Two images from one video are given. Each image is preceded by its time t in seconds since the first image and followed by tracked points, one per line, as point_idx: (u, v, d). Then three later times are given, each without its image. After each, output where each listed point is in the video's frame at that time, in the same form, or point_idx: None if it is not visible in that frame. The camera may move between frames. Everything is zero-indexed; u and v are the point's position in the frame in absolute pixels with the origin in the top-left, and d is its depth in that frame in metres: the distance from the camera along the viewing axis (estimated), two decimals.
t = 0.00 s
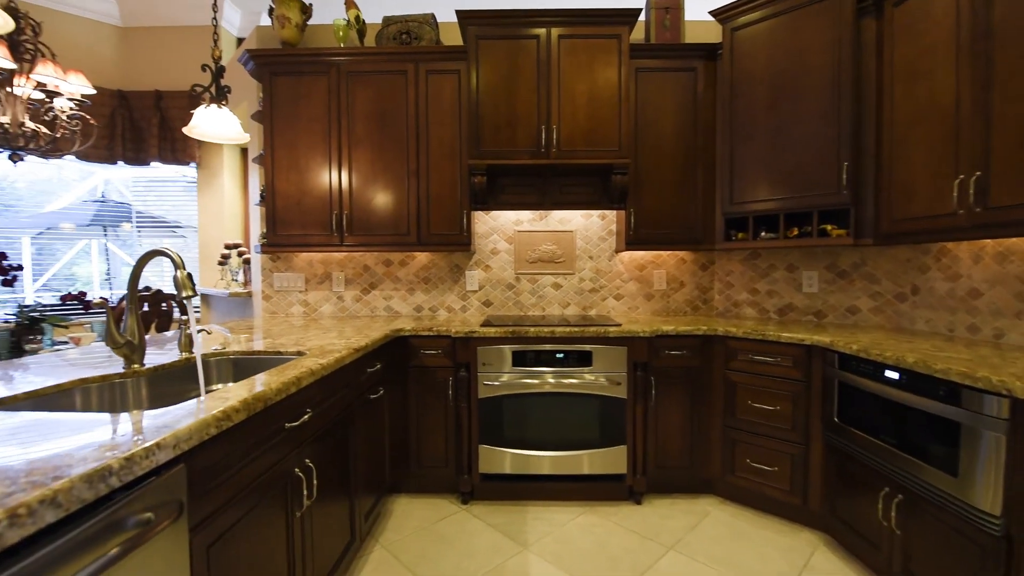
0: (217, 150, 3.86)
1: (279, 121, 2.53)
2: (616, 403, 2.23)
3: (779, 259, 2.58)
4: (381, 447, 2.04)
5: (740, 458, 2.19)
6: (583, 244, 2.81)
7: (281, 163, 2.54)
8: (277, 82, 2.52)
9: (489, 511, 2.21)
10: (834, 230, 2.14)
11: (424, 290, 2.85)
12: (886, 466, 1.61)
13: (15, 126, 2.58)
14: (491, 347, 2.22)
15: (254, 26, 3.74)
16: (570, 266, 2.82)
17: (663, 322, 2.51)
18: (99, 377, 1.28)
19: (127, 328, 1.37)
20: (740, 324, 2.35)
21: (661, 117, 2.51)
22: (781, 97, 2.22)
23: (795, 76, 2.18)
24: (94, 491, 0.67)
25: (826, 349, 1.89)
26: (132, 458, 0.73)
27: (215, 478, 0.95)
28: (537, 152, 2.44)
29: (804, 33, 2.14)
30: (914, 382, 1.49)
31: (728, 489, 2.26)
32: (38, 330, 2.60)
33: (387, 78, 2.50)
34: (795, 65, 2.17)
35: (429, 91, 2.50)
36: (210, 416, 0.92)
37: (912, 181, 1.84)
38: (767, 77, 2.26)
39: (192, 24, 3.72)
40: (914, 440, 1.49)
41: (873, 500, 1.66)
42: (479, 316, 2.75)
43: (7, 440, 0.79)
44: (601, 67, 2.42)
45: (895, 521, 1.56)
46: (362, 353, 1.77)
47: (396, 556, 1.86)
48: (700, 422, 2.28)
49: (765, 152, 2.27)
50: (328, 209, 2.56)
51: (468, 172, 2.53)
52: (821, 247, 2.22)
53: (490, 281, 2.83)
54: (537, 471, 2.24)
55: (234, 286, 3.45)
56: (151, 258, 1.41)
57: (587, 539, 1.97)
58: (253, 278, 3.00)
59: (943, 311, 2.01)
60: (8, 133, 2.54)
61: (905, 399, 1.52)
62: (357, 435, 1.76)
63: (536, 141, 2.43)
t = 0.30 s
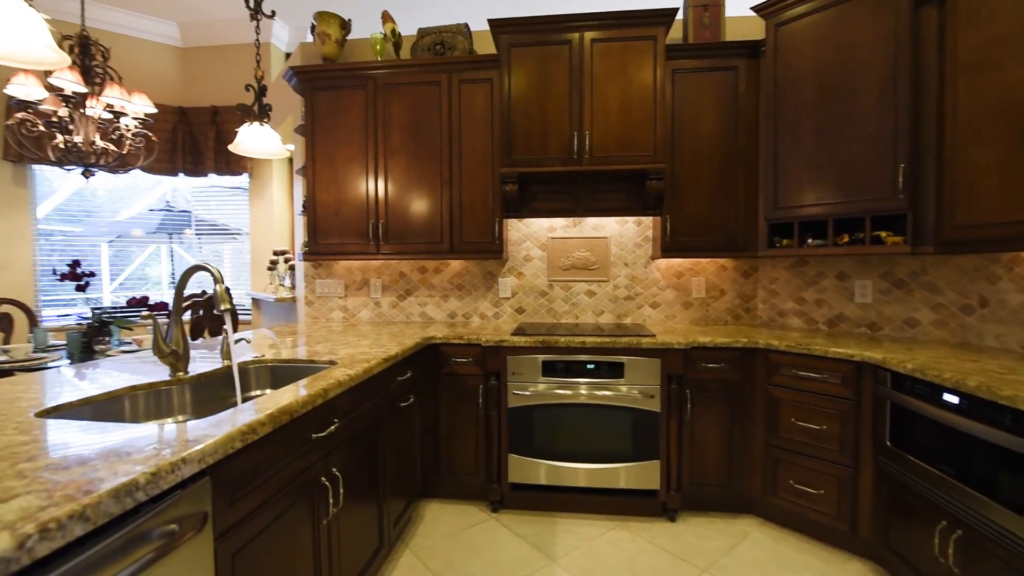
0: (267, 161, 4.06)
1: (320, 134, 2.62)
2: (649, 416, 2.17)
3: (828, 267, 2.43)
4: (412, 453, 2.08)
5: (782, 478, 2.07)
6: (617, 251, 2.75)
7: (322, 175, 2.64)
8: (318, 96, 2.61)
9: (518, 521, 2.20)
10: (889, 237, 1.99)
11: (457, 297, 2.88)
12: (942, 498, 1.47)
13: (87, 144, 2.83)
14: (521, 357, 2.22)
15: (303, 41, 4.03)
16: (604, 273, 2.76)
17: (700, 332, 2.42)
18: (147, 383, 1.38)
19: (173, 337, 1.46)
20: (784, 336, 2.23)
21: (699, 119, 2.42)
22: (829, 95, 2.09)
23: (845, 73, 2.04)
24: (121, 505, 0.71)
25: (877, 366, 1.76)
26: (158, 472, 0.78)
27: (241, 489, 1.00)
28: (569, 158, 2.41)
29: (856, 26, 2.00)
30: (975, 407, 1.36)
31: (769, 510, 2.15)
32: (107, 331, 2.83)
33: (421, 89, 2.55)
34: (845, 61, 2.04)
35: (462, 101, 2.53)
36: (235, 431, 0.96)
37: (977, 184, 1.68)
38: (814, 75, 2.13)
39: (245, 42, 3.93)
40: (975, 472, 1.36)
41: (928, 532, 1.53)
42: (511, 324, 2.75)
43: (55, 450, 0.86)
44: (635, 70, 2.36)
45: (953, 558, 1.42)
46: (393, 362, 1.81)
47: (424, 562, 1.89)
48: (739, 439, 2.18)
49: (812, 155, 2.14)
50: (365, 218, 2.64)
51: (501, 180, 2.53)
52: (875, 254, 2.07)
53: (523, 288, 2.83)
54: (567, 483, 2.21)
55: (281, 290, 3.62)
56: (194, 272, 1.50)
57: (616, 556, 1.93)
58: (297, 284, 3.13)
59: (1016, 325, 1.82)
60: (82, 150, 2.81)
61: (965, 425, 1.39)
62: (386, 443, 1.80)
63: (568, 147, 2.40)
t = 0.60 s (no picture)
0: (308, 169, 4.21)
1: (354, 144, 2.70)
2: (680, 429, 2.10)
3: (878, 274, 2.27)
4: (439, 459, 2.10)
5: (824, 499, 1.96)
6: (650, 256, 2.68)
7: (356, 184, 2.71)
8: (353, 107, 2.69)
9: (544, 530, 2.18)
10: (946, 243, 1.84)
11: (487, 303, 2.89)
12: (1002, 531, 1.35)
13: (144, 158, 3.04)
14: (548, 365, 2.20)
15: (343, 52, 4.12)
16: (636, 279, 2.70)
17: (737, 342, 2.32)
18: (186, 388, 1.46)
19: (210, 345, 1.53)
20: (827, 347, 2.10)
21: (735, 120, 2.32)
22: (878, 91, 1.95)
23: (896, 67, 1.90)
24: (143, 515, 0.75)
25: (930, 383, 1.63)
26: (180, 483, 0.81)
27: (263, 497, 1.03)
28: (599, 163, 2.37)
29: (909, 16, 1.86)
30: None
31: (810, 532, 2.03)
32: (162, 333, 3.00)
33: (451, 97, 2.57)
34: (895, 54, 1.90)
35: (491, 108, 2.53)
36: (256, 441, 0.99)
37: None
38: (861, 69, 2.00)
39: (288, 55, 4.09)
40: None
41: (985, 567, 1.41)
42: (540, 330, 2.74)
43: (92, 456, 0.91)
44: (668, 71, 2.29)
45: None
46: (419, 370, 1.83)
47: (448, 568, 1.90)
48: (777, 455, 2.07)
49: (858, 155, 2.01)
50: (397, 225, 2.69)
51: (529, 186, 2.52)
52: (929, 261, 1.92)
53: (553, 294, 2.80)
54: (594, 494, 2.18)
55: (320, 294, 3.75)
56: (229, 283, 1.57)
57: (642, 572, 1.88)
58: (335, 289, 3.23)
59: None
60: (139, 164, 3.01)
61: None
62: (411, 449, 1.83)
63: (598, 152, 2.36)
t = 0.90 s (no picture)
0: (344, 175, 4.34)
1: (383, 152, 2.76)
2: (708, 442, 2.03)
3: (928, 281, 2.12)
4: (461, 465, 2.12)
5: (864, 521, 1.85)
6: (679, 261, 2.60)
7: (385, 191, 2.77)
8: (382, 116, 2.75)
9: (566, 540, 2.16)
10: (1003, 250, 1.70)
11: (513, 308, 2.88)
12: None
13: (191, 169, 3.21)
14: (571, 373, 2.17)
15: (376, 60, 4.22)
16: (665, 285, 2.63)
17: (770, 352, 2.22)
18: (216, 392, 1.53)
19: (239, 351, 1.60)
20: (869, 360, 1.98)
21: (769, 120, 2.23)
22: (925, 86, 1.82)
23: (946, 59, 1.77)
24: (157, 520, 0.79)
25: (981, 403, 1.50)
26: (193, 490, 0.85)
27: (278, 502, 1.07)
28: (624, 168, 2.32)
29: (961, 4, 1.72)
30: None
31: (847, 555, 1.92)
32: (206, 335, 3.11)
33: (477, 104, 2.59)
34: (945, 46, 1.76)
35: (517, 113, 2.53)
36: (270, 449, 1.03)
37: None
38: (907, 63, 1.87)
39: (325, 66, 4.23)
40: None
41: None
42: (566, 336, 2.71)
43: (120, 460, 0.97)
44: (696, 71, 2.22)
45: None
46: (439, 377, 1.85)
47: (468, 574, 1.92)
48: (812, 472, 1.97)
49: (904, 154, 1.88)
50: (424, 231, 2.73)
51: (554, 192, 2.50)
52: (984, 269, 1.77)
53: (579, 300, 2.77)
54: (617, 505, 2.14)
55: (354, 297, 3.86)
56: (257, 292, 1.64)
57: None
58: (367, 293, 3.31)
59: None
60: (186, 174, 3.20)
61: None
62: (432, 455, 1.85)
63: (623, 156, 2.32)
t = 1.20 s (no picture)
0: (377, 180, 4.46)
1: (411, 158, 2.82)
2: (734, 452, 1.96)
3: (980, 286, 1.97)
4: (481, 467, 2.14)
5: (902, 541, 1.73)
6: (708, 264, 2.52)
7: (412, 196, 2.83)
8: (409, 123, 2.81)
9: (586, 546, 2.14)
10: None
11: (538, 311, 2.88)
12: None
13: (234, 177, 3.39)
14: (591, 378, 2.15)
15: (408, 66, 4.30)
16: (693, 289, 2.56)
17: (804, 360, 2.12)
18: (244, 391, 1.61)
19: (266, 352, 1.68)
20: (910, 369, 1.86)
21: (803, 116, 2.13)
22: (974, 76, 1.69)
23: (997, 47, 1.63)
24: (170, 515, 0.84)
25: None
26: (205, 487, 0.90)
27: (290, 499, 1.12)
28: (649, 169, 2.27)
29: None
30: None
31: None
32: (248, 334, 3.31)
33: (501, 109, 2.60)
34: (996, 32, 1.63)
35: (540, 116, 2.53)
36: (282, 449, 1.08)
37: None
38: (953, 52, 1.74)
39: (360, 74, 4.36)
40: None
41: None
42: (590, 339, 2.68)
43: (148, 455, 1.04)
44: (724, 68, 2.14)
45: None
46: (457, 380, 1.87)
47: None
48: (847, 487, 1.87)
49: (950, 150, 1.76)
50: (449, 235, 2.77)
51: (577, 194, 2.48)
52: None
53: (604, 303, 2.73)
54: (638, 513, 2.10)
55: (386, 299, 3.96)
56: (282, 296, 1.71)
57: None
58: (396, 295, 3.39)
59: None
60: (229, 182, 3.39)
61: None
62: (450, 457, 1.88)
63: (647, 157, 2.27)
